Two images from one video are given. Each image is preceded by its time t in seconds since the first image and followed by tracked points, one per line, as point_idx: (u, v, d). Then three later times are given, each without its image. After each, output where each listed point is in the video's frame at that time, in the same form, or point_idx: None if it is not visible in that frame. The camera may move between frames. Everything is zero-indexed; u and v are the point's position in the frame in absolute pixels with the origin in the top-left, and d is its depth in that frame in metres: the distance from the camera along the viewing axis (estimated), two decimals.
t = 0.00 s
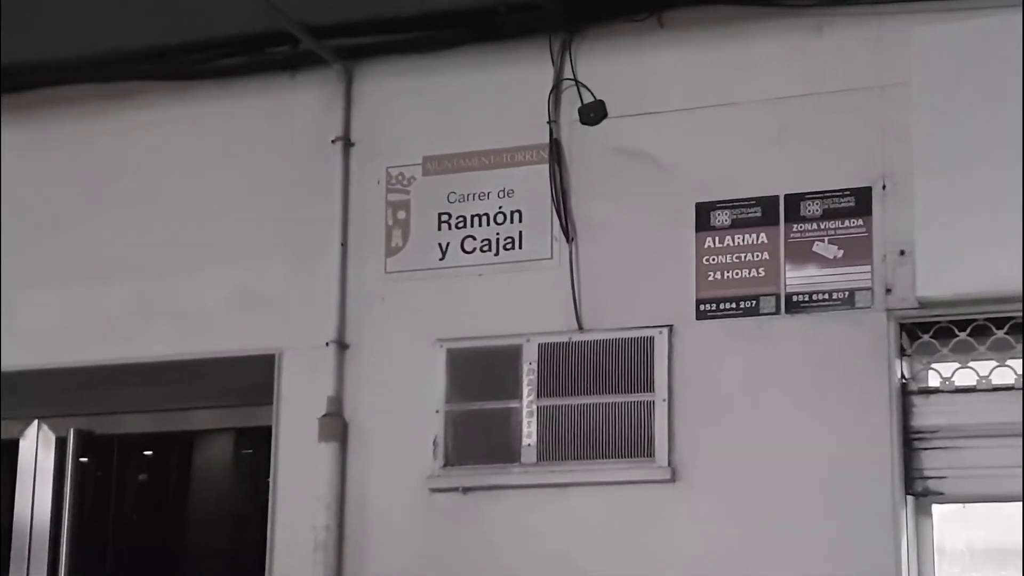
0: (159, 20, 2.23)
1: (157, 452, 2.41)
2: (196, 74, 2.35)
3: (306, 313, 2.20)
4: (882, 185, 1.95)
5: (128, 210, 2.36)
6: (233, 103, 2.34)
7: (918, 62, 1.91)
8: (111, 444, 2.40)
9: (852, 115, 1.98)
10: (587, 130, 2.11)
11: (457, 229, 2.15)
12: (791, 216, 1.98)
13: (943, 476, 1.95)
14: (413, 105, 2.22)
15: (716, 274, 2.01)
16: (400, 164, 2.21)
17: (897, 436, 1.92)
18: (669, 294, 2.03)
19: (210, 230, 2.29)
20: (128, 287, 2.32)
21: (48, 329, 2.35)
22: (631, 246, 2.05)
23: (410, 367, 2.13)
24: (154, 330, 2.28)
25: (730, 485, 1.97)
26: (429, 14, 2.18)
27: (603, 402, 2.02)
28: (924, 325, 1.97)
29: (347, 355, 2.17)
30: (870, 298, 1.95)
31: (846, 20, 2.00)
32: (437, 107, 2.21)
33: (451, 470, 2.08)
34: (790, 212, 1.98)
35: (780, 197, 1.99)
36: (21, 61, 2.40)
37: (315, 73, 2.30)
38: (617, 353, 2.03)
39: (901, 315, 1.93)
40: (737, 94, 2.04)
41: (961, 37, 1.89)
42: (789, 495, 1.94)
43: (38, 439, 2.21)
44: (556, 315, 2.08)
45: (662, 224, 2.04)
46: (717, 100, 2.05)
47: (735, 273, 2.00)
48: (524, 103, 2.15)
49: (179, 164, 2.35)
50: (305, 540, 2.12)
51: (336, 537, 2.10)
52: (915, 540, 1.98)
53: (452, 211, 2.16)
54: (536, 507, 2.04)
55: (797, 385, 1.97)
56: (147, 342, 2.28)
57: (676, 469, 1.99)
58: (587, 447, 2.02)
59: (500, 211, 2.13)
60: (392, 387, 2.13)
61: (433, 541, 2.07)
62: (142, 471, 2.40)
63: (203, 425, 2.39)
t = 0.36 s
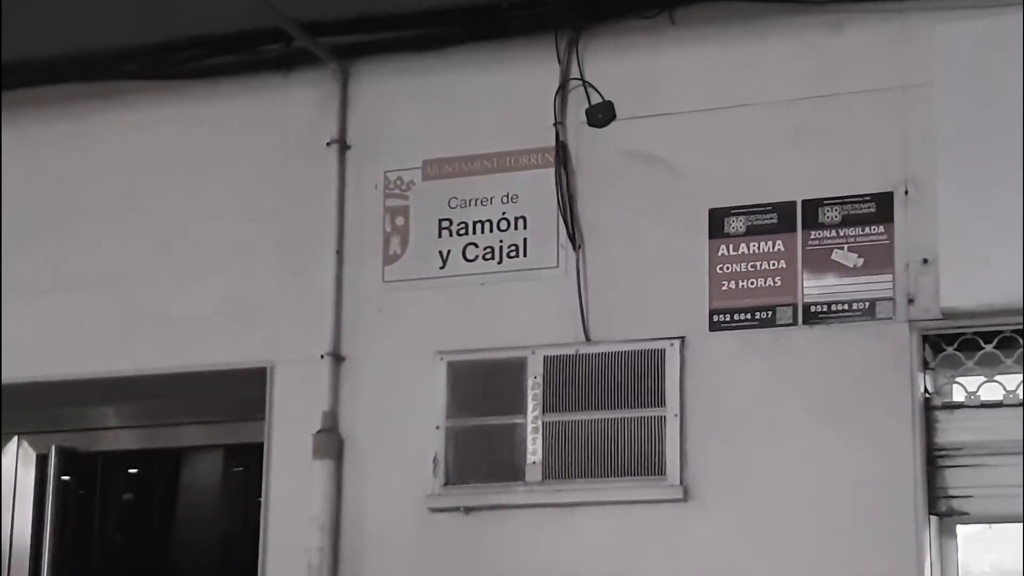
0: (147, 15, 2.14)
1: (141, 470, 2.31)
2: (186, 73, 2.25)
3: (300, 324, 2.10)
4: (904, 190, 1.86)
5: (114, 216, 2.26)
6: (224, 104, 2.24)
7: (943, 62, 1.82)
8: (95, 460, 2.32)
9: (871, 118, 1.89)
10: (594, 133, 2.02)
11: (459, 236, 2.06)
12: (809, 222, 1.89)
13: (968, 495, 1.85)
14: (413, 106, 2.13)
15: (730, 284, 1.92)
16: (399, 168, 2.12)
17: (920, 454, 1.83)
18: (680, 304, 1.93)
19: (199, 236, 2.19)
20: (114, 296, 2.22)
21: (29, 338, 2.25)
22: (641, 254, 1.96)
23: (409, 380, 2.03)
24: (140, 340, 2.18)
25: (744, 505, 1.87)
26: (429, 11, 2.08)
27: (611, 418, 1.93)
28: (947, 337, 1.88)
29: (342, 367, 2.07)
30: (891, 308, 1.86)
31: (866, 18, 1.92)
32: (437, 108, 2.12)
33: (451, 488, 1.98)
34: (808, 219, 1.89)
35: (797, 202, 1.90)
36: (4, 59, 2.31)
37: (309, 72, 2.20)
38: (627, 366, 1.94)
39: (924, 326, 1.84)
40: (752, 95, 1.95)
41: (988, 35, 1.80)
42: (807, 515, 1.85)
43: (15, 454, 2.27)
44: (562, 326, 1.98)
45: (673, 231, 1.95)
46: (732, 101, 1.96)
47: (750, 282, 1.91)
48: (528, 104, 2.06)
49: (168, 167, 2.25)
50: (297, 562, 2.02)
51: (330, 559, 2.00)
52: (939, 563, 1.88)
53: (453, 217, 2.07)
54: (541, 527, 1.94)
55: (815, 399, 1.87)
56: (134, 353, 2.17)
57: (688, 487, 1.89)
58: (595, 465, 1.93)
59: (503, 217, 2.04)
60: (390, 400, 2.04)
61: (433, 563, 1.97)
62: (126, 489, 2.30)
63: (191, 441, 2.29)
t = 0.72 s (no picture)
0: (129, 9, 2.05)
1: (126, 488, 2.23)
2: (173, 71, 2.16)
3: (292, 334, 2.01)
4: (926, 194, 1.77)
5: (98, 221, 2.16)
6: (212, 103, 2.15)
7: (967, 59, 1.74)
8: (75, 479, 2.23)
9: (891, 118, 1.80)
10: (600, 134, 1.93)
11: (459, 242, 1.96)
12: (826, 228, 1.80)
13: (994, 515, 1.75)
14: (410, 106, 2.04)
15: (743, 292, 1.83)
16: (396, 171, 2.02)
17: (944, 471, 1.73)
18: (692, 313, 1.84)
19: (186, 241, 2.10)
20: (98, 305, 2.12)
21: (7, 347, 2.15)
22: (650, 261, 1.87)
23: (406, 392, 1.94)
24: (123, 350, 2.08)
25: (759, 526, 1.77)
26: (427, 6, 2.00)
27: (619, 434, 1.84)
28: (971, 348, 1.80)
29: (336, 379, 1.98)
30: (913, 318, 1.77)
31: (885, 14, 1.83)
32: (435, 108, 2.02)
33: (451, 508, 1.88)
34: (825, 224, 1.81)
35: (814, 207, 1.81)
36: None
37: (302, 70, 2.11)
38: (636, 379, 1.85)
39: (948, 337, 1.75)
40: (766, 94, 1.86)
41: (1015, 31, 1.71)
42: (825, 536, 1.75)
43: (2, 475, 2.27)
44: (568, 336, 1.89)
45: (683, 237, 1.86)
46: (744, 100, 1.87)
47: (765, 291, 1.82)
48: (531, 104, 1.97)
49: (154, 170, 2.15)
50: None
51: None
52: None
53: (452, 222, 1.97)
54: (545, 549, 1.84)
55: (833, 414, 1.78)
56: (117, 364, 2.08)
57: (699, 507, 1.80)
58: (602, 483, 1.83)
59: (505, 223, 1.95)
60: (386, 415, 1.94)
61: None
62: (110, 508, 2.22)
63: (181, 458, 2.22)
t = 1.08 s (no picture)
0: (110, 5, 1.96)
1: (109, 507, 2.13)
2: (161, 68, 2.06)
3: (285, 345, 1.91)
4: (953, 199, 1.69)
5: (82, 226, 2.06)
6: (201, 103, 2.05)
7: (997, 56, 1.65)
8: (56, 496, 2.12)
9: (916, 118, 1.72)
10: (609, 135, 1.84)
11: (460, 249, 1.87)
12: (848, 234, 1.72)
13: None
14: (409, 106, 1.95)
15: (760, 302, 1.74)
16: (394, 174, 1.93)
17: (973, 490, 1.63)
18: (706, 324, 1.75)
19: (174, 247, 2.00)
20: (81, 314, 2.02)
21: None
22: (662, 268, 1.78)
23: (405, 406, 1.84)
24: (108, 362, 1.98)
25: (777, 548, 1.68)
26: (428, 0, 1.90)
27: (630, 451, 1.74)
28: (1002, 360, 1.69)
29: (332, 393, 1.88)
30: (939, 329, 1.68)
31: (910, 8, 1.75)
32: (436, 107, 1.93)
33: (452, 528, 1.79)
34: (847, 230, 1.72)
35: (835, 212, 1.73)
36: None
37: (296, 68, 2.01)
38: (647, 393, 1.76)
39: (976, 349, 1.66)
40: (784, 93, 1.78)
41: None
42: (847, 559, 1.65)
43: None
44: (575, 348, 1.80)
45: (697, 243, 1.77)
46: (761, 100, 1.78)
47: (783, 300, 1.73)
48: (537, 103, 1.88)
49: (141, 172, 2.05)
50: None
51: None
52: None
53: (454, 227, 1.88)
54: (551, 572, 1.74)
55: (855, 429, 1.68)
56: (101, 376, 1.98)
57: (714, 527, 1.70)
58: (611, 503, 1.74)
59: (510, 228, 1.85)
60: (384, 430, 1.85)
61: None
62: (92, 528, 2.12)
63: (169, 477, 2.13)
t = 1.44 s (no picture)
0: None
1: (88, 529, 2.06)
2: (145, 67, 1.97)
3: (275, 359, 1.82)
4: (979, 206, 1.60)
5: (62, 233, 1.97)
6: (188, 104, 1.96)
7: None
8: (34, 518, 2.08)
9: (940, 120, 1.63)
10: (617, 137, 1.75)
11: (460, 257, 1.78)
12: (868, 242, 1.63)
13: None
14: (406, 107, 1.86)
15: (776, 313, 1.65)
16: (389, 178, 1.84)
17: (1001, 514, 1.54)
18: (719, 337, 1.66)
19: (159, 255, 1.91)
20: (62, 325, 1.93)
21: None
22: (671, 278, 1.69)
23: (401, 423, 1.75)
24: (89, 376, 1.89)
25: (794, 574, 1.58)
26: None
27: (639, 471, 1.65)
28: None
29: (324, 408, 1.79)
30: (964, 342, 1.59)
31: (933, 5, 1.66)
32: (434, 109, 1.84)
33: (450, 552, 1.69)
34: (867, 238, 1.63)
35: (855, 219, 1.64)
36: None
37: (287, 68, 1.92)
38: (656, 411, 1.67)
39: (1003, 364, 1.57)
40: (801, 94, 1.69)
41: None
42: None
43: None
44: (581, 362, 1.71)
45: (708, 252, 1.68)
46: (776, 101, 1.70)
47: (800, 311, 1.64)
48: (540, 105, 1.79)
49: (124, 177, 1.96)
50: None
51: None
52: None
53: (453, 235, 1.79)
54: None
55: (877, 448, 1.59)
56: (81, 391, 1.89)
57: (727, 552, 1.61)
58: (618, 526, 1.64)
59: (512, 236, 1.76)
60: (379, 449, 1.75)
61: None
62: (70, 551, 2.06)
63: (154, 498, 2.03)
